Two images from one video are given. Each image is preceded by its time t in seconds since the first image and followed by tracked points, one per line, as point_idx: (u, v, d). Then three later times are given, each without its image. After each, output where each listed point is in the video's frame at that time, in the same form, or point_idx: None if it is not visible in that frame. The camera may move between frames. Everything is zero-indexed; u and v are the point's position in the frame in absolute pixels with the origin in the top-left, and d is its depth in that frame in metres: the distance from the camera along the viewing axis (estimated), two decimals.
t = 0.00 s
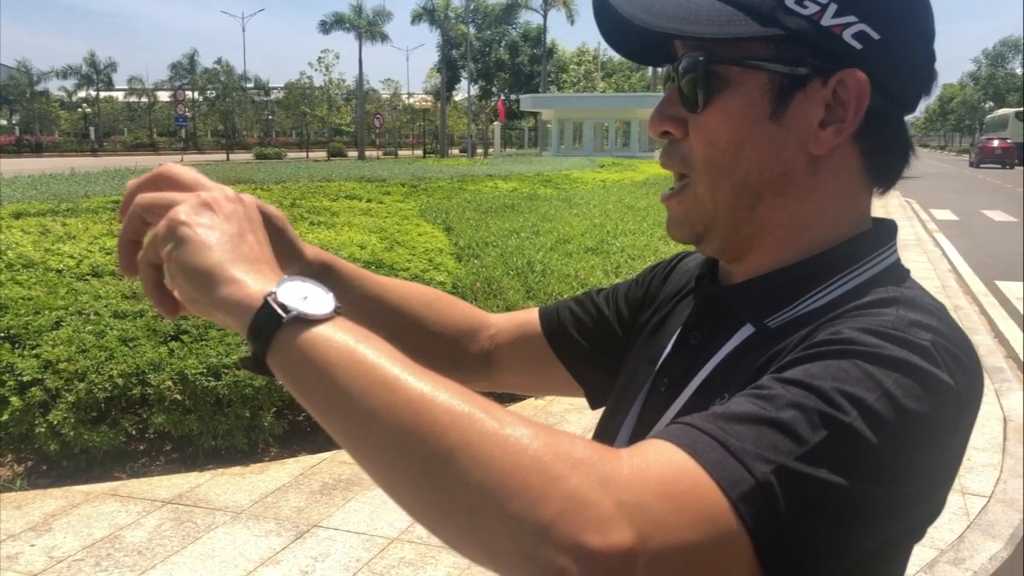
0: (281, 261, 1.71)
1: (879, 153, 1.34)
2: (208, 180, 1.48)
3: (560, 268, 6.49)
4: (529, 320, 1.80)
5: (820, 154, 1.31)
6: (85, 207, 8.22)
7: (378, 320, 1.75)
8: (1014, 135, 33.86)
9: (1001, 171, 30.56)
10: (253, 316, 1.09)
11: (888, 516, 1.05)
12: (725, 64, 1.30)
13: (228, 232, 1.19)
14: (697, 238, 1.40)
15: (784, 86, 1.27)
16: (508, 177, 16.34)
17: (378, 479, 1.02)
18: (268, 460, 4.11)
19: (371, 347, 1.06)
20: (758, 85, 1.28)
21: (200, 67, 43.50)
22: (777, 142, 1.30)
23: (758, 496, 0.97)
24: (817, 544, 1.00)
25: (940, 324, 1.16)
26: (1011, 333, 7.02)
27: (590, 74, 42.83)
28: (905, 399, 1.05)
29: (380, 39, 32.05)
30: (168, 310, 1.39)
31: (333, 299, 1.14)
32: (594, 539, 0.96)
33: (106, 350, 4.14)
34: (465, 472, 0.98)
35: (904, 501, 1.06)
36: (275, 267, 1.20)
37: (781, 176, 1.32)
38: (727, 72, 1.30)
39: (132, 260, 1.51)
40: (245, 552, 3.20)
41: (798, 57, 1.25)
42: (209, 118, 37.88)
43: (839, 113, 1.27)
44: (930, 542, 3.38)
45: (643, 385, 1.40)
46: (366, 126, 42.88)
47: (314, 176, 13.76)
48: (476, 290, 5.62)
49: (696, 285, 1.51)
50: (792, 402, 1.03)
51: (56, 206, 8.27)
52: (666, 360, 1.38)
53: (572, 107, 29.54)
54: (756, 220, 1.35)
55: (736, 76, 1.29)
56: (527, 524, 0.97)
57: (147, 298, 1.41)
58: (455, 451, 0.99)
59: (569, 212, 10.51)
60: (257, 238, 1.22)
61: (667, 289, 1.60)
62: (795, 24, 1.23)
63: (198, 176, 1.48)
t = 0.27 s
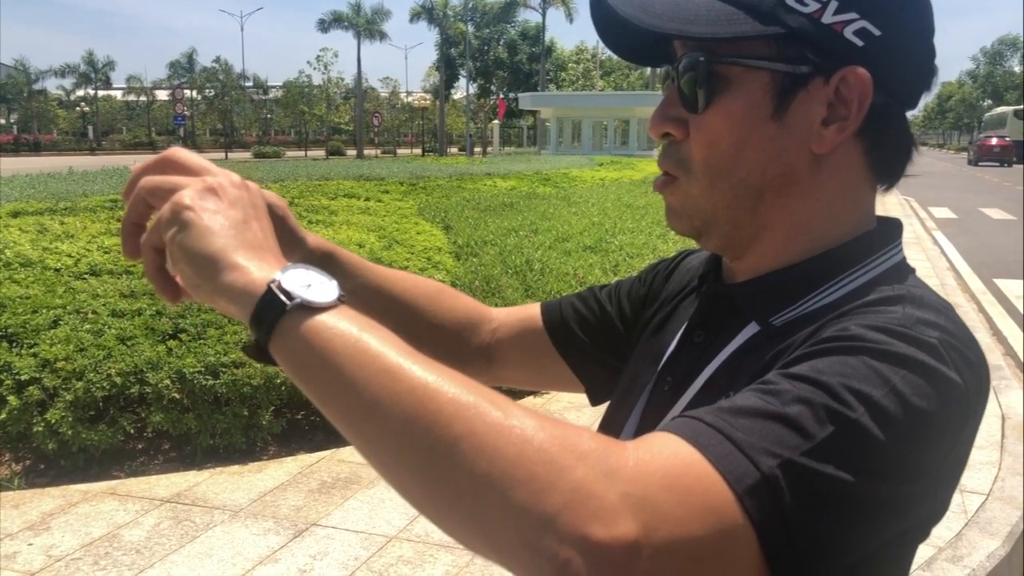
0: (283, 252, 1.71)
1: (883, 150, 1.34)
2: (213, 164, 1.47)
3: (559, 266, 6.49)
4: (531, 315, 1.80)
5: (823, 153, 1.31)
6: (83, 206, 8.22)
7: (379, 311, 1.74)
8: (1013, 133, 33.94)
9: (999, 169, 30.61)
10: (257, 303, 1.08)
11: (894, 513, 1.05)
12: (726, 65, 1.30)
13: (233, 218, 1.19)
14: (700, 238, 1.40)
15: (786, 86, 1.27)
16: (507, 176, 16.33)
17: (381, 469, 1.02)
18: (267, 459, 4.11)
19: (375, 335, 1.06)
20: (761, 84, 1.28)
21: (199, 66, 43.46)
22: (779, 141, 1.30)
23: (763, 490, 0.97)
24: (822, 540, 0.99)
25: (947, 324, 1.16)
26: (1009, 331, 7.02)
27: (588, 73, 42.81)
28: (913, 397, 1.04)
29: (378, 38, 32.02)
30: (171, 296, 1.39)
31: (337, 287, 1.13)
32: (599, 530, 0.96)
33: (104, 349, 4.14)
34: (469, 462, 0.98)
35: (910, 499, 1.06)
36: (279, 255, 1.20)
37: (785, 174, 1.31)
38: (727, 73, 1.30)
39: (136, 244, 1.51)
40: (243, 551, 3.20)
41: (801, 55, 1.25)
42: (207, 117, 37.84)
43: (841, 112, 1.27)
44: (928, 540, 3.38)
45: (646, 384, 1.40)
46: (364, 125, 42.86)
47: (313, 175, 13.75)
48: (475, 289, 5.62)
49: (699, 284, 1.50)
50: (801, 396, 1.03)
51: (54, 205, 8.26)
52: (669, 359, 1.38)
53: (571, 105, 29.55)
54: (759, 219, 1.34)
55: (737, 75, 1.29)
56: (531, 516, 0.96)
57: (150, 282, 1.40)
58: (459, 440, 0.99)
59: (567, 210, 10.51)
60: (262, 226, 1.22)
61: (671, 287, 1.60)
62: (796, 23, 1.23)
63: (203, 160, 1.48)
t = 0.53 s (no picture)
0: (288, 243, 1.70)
1: (891, 147, 1.34)
2: (219, 156, 1.47)
3: (558, 264, 6.49)
4: (535, 309, 1.79)
5: (831, 151, 1.30)
6: (80, 204, 8.21)
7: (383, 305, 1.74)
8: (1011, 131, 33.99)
9: (997, 167, 30.66)
10: (261, 296, 1.08)
11: (899, 513, 1.04)
12: (733, 69, 1.30)
13: (239, 209, 1.19)
14: (705, 241, 1.39)
15: (795, 86, 1.27)
16: (504, 174, 16.33)
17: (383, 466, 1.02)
18: (265, 458, 4.10)
19: (379, 330, 1.05)
20: (769, 86, 1.28)
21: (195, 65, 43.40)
22: (788, 139, 1.30)
23: (767, 488, 0.96)
24: (825, 539, 0.99)
25: (955, 323, 1.16)
26: (1007, 328, 7.02)
27: (586, 71, 42.78)
28: (919, 397, 1.04)
29: (375, 36, 31.96)
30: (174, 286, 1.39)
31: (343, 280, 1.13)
32: (602, 528, 0.95)
33: (101, 347, 4.14)
34: (472, 458, 0.98)
35: (916, 499, 1.06)
36: (284, 248, 1.20)
37: (792, 173, 1.31)
38: (735, 77, 1.30)
39: (141, 233, 1.51)
40: (241, 550, 3.20)
41: (808, 55, 1.25)
42: (204, 116, 37.79)
43: (850, 110, 1.28)
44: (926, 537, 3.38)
45: (652, 383, 1.40)
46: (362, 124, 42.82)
47: (310, 173, 13.73)
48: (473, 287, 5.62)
49: (706, 281, 1.50)
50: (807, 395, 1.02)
51: (51, 204, 8.25)
52: (675, 359, 1.37)
53: (569, 104, 29.53)
54: (764, 219, 1.34)
55: (744, 79, 1.29)
56: (533, 513, 0.96)
57: (153, 273, 1.40)
58: (462, 436, 0.98)
59: (565, 209, 10.50)
60: (268, 218, 1.22)
61: (678, 284, 1.60)
62: (801, 23, 1.23)
63: (209, 151, 1.48)
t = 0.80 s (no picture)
0: (278, 244, 1.69)
1: (894, 158, 1.34)
2: (204, 158, 1.46)
3: (554, 264, 6.48)
4: (531, 310, 1.79)
5: (831, 156, 1.30)
6: (75, 205, 8.20)
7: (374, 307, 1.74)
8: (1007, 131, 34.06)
9: (993, 166, 30.71)
10: (247, 301, 1.07)
11: (896, 522, 1.04)
12: (740, 60, 1.30)
13: (224, 213, 1.18)
14: (701, 232, 1.39)
15: (800, 85, 1.27)
16: (501, 174, 16.33)
17: (373, 474, 1.01)
18: (261, 459, 4.09)
19: (368, 336, 1.05)
20: (773, 81, 1.28)
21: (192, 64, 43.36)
22: (789, 140, 1.30)
23: (762, 497, 0.96)
24: (820, 547, 0.98)
25: (952, 331, 1.15)
26: (1004, 328, 7.03)
27: (583, 71, 42.75)
28: (916, 405, 1.04)
29: (372, 36, 31.95)
30: (158, 291, 1.38)
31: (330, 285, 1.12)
32: (593, 535, 0.95)
33: (96, 348, 4.13)
34: (464, 466, 0.97)
35: (914, 508, 1.05)
36: (270, 252, 1.19)
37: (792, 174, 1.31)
38: (740, 69, 1.30)
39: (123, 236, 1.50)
40: (236, 552, 3.19)
41: (816, 55, 1.25)
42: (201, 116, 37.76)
43: (854, 115, 1.27)
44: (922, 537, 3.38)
45: (650, 387, 1.39)
46: (359, 123, 42.80)
47: (307, 173, 13.71)
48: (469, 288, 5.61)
49: (704, 286, 1.50)
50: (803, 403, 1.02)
51: (46, 204, 8.24)
52: (672, 364, 1.37)
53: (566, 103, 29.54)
54: (761, 221, 1.34)
55: (751, 73, 1.29)
56: (526, 520, 0.96)
57: (137, 276, 1.39)
58: (453, 443, 0.98)
59: (562, 209, 10.49)
60: (253, 222, 1.21)
61: (676, 287, 1.59)
62: (812, 22, 1.22)
63: (194, 154, 1.47)
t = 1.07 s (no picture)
0: (272, 247, 1.68)
1: (892, 161, 1.33)
2: (197, 159, 1.46)
3: (553, 265, 6.47)
4: (528, 312, 1.78)
5: (825, 158, 1.30)
6: (74, 205, 8.20)
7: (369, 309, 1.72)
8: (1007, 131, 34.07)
9: (993, 166, 30.72)
10: (240, 303, 1.07)
11: (895, 526, 1.04)
12: (734, 59, 1.29)
13: (217, 214, 1.17)
14: (696, 234, 1.38)
15: (793, 85, 1.26)
16: (500, 174, 16.33)
17: (368, 479, 1.01)
18: (259, 460, 4.09)
19: (362, 339, 1.04)
20: (767, 81, 1.27)
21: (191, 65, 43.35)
22: (783, 142, 1.29)
23: (760, 501, 0.96)
24: (817, 551, 0.98)
25: (952, 335, 1.15)
26: (1003, 328, 7.03)
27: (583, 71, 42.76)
28: (915, 409, 1.03)
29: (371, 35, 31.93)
30: (152, 292, 1.38)
31: (324, 287, 1.12)
32: (590, 541, 0.94)
33: (94, 349, 4.12)
34: (459, 471, 0.97)
35: (912, 512, 1.05)
36: (264, 253, 1.18)
37: (787, 176, 1.31)
38: (734, 68, 1.29)
39: (116, 238, 1.50)
40: (234, 553, 3.18)
41: (811, 56, 1.25)
42: (200, 116, 37.75)
43: (847, 117, 1.27)
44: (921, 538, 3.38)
45: (648, 392, 1.39)
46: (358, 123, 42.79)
47: (306, 174, 13.71)
48: (468, 288, 5.61)
49: (701, 290, 1.50)
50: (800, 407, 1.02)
51: (45, 204, 8.24)
52: (671, 368, 1.36)
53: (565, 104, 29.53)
54: (756, 223, 1.33)
55: (745, 72, 1.29)
56: (522, 525, 0.95)
57: (130, 277, 1.39)
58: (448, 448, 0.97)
59: (561, 209, 10.49)
60: (247, 223, 1.20)
61: (673, 290, 1.59)
62: (808, 22, 1.22)
63: (188, 155, 1.46)
